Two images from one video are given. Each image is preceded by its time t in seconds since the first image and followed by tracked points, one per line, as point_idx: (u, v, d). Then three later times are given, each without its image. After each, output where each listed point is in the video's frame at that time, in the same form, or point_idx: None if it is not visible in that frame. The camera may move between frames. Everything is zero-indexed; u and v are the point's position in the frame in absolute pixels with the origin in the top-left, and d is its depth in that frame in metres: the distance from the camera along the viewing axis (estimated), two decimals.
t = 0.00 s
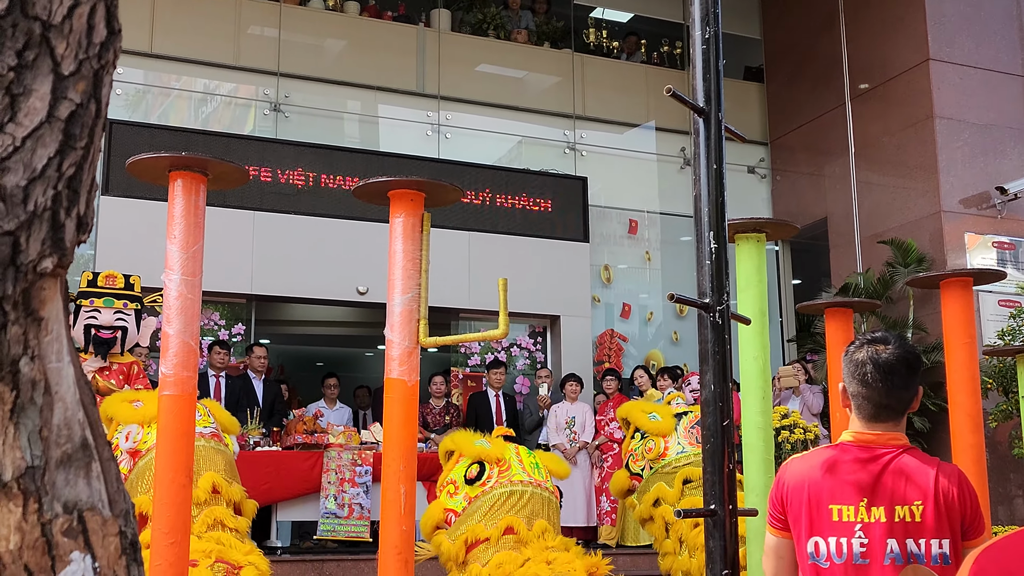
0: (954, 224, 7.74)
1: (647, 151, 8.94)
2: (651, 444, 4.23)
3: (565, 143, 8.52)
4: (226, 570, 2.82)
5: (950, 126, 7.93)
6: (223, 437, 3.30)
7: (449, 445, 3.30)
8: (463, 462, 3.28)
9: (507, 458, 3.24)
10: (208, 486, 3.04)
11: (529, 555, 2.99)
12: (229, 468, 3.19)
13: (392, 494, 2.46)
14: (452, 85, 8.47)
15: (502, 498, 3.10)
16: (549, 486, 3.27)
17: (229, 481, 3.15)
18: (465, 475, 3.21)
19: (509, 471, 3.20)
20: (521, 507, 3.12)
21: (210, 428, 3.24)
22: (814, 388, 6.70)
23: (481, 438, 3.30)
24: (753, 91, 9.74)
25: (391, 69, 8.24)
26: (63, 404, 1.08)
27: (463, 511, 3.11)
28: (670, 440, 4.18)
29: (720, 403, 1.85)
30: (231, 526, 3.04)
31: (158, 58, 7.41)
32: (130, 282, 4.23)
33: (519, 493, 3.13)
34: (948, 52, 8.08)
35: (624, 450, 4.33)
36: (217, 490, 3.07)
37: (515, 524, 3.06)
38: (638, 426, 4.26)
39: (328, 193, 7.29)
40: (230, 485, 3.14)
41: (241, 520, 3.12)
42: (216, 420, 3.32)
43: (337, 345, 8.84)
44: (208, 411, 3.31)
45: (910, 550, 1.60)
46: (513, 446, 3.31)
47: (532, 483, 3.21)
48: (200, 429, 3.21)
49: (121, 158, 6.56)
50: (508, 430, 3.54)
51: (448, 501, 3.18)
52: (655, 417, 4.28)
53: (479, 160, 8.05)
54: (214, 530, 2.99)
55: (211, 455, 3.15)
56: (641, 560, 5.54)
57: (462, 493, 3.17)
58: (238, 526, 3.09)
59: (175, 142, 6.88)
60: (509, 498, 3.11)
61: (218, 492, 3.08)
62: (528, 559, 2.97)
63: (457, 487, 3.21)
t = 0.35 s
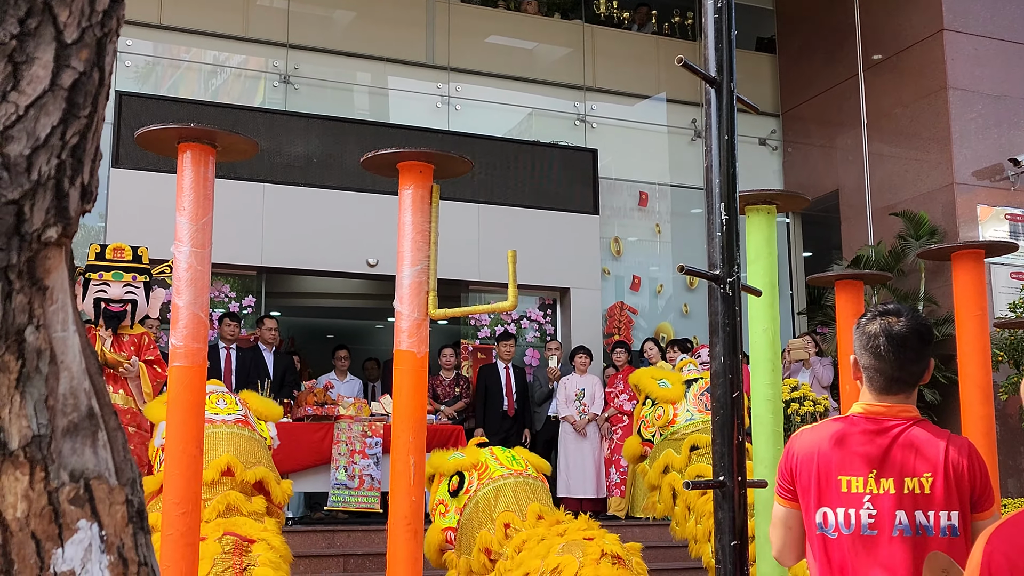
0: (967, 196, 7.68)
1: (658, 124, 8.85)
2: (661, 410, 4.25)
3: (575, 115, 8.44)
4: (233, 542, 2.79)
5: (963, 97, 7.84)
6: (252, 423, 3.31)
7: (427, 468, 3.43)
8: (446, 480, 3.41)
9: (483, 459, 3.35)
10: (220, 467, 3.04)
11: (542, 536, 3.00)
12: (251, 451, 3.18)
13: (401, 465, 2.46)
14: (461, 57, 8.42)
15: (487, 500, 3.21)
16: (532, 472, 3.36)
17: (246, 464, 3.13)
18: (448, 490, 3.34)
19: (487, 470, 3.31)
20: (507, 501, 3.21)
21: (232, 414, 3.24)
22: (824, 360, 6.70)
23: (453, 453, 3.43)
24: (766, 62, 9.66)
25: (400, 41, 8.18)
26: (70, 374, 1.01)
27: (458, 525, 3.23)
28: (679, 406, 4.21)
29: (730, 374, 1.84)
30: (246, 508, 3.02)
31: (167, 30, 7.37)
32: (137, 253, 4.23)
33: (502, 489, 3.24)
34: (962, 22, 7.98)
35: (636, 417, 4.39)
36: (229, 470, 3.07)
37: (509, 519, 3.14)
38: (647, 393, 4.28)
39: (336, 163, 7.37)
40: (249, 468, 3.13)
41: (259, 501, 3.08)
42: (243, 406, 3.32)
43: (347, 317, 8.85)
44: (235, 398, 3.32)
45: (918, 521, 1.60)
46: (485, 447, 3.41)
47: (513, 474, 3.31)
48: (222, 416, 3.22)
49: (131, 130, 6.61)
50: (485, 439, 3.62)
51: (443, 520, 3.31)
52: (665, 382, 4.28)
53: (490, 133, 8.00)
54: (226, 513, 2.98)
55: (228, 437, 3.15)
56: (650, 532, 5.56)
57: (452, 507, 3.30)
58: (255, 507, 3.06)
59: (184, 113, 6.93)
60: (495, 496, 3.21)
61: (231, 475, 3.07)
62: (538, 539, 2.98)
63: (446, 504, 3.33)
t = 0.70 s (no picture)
0: (979, 172, 7.61)
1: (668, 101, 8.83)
2: (666, 392, 4.24)
3: (584, 92, 8.40)
4: (251, 514, 2.81)
5: (975, 72, 7.77)
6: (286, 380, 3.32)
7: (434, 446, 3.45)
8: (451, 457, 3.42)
9: (489, 434, 3.36)
10: (258, 431, 3.05)
11: (555, 515, 3.05)
12: (287, 412, 3.19)
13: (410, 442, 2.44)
14: (470, 34, 8.38)
15: (493, 473, 3.24)
16: (539, 448, 3.39)
17: (281, 427, 3.14)
18: (455, 464, 3.35)
19: (493, 445, 3.32)
20: (512, 476, 3.24)
21: (269, 372, 3.22)
22: (834, 337, 6.70)
23: (460, 431, 3.45)
24: (775, 38, 9.60)
25: (408, 18, 8.15)
26: (73, 347, 0.98)
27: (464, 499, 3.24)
28: (684, 384, 4.18)
29: (738, 350, 1.83)
30: (278, 470, 3.02)
31: (174, 7, 7.31)
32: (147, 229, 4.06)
33: (508, 464, 3.26)
34: None
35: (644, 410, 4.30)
36: (265, 435, 3.08)
37: (510, 487, 3.20)
38: (654, 381, 4.32)
39: (346, 141, 7.37)
40: (284, 431, 3.14)
41: (293, 464, 3.08)
42: (278, 362, 3.32)
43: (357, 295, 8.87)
44: (271, 351, 3.32)
45: (926, 497, 1.60)
46: (492, 424, 3.43)
47: (520, 449, 3.33)
48: (260, 373, 3.21)
49: (140, 109, 6.63)
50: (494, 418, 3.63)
51: (450, 495, 3.31)
52: (670, 367, 4.34)
53: (498, 110, 7.96)
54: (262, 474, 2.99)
55: (267, 400, 3.15)
56: (659, 509, 5.57)
57: (459, 482, 3.31)
58: (287, 470, 3.05)
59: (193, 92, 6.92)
60: (496, 472, 3.24)
61: (268, 438, 3.08)
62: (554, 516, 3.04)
63: (453, 480, 3.34)
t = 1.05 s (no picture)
0: (990, 152, 7.56)
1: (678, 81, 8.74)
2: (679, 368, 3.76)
3: (593, 73, 8.34)
4: (259, 497, 2.83)
5: (987, 52, 7.70)
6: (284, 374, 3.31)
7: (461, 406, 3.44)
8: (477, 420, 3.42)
9: (522, 411, 3.38)
10: (257, 426, 3.07)
11: (562, 496, 3.19)
12: (285, 407, 3.22)
13: (417, 424, 2.43)
14: (478, 15, 8.35)
15: (520, 455, 3.26)
16: (568, 435, 3.39)
17: (280, 422, 3.17)
18: (481, 434, 3.36)
19: (525, 424, 3.33)
20: (537, 464, 3.27)
21: (268, 366, 3.23)
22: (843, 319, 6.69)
23: (492, 397, 3.44)
24: (786, 18, 9.53)
25: None
26: (78, 329, 0.94)
27: (485, 469, 3.25)
28: (702, 360, 3.77)
29: (745, 332, 1.82)
30: (281, 466, 3.06)
31: None
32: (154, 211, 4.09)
33: (535, 450, 3.28)
34: None
35: (648, 383, 3.78)
36: (265, 429, 3.10)
37: (537, 485, 3.23)
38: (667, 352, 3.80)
39: (355, 124, 7.36)
40: (283, 426, 3.17)
41: (294, 460, 3.13)
42: (277, 356, 3.29)
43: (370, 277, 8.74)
44: (270, 344, 3.29)
45: (933, 479, 1.60)
46: (526, 397, 3.45)
47: (550, 435, 3.34)
48: (258, 368, 3.21)
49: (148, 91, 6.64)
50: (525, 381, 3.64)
51: (468, 460, 3.32)
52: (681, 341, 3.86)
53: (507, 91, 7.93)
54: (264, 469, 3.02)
55: (266, 396, 3.16)
56: (668, 490, 5.57)
57: (482, 451, 3.32)
58: (289, 467, 3.09)
59: (201, 74, 6.92)
60: (524, 455, 3.25)
61: (268, 432, 3.10)
62: (559, 505, 3.14)
63: (476, 446, 3.35)
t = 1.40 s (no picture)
0: (1002, 136, 7.50)
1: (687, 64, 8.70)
2: (698, 340, 4.06)
3: (602, 56, 8.31)
4: (264, 481, 2.86)
5: (999, 34, 7.62)
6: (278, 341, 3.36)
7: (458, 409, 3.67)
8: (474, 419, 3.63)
9: (500, 402, 3.51)
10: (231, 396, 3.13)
11: (573, 482, 3.20)
12: (269, 374, 3.24)
13: (427, 406, 2.42)
14: None
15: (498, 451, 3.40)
16: (550, 410, 3.47)
17: (258, 393, 3.19)
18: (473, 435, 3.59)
19: (502, 414, 3.47)
20: (512, 454, 3.36)
21: (254, 334, 3.30)
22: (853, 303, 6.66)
23: (474, 390, 3.61)
24: None
25: None
26: (86, 311, 0.94)
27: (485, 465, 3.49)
28: (720, 338, 4.07)
29: (753, 315, 1.82)
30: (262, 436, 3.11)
31: None
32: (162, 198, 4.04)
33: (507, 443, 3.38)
34: None
35: (661, 349, 4.13)
36: (240, 400, 3.15)
37: (521, 473, 3.31)
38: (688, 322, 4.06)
39: (364, 107, 7.35)
40: (262, 395, 3.20)
41: (275, 430, 3.17)
42: (269, 323, 3.35)
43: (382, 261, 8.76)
44: (261, 313, 3.36)
45: (943, 462, 1.59)
46: (503, 382, 3.58)
47: (529, 418, 3.43)
48: (243, 337, 3.29)
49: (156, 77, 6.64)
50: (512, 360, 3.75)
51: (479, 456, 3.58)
52: (703, 312, 4.11)
53: (516, 76, 7.90)
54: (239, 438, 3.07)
55: (246, 365, 3.22)
56: (677, 474, 5.57)
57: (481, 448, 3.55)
58: (271, 437, 3.15)
59: (209, 59, 6.92)
60: (507, 448, 3.39)
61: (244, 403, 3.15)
62: (570, 488, 3.17)
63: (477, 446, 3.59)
